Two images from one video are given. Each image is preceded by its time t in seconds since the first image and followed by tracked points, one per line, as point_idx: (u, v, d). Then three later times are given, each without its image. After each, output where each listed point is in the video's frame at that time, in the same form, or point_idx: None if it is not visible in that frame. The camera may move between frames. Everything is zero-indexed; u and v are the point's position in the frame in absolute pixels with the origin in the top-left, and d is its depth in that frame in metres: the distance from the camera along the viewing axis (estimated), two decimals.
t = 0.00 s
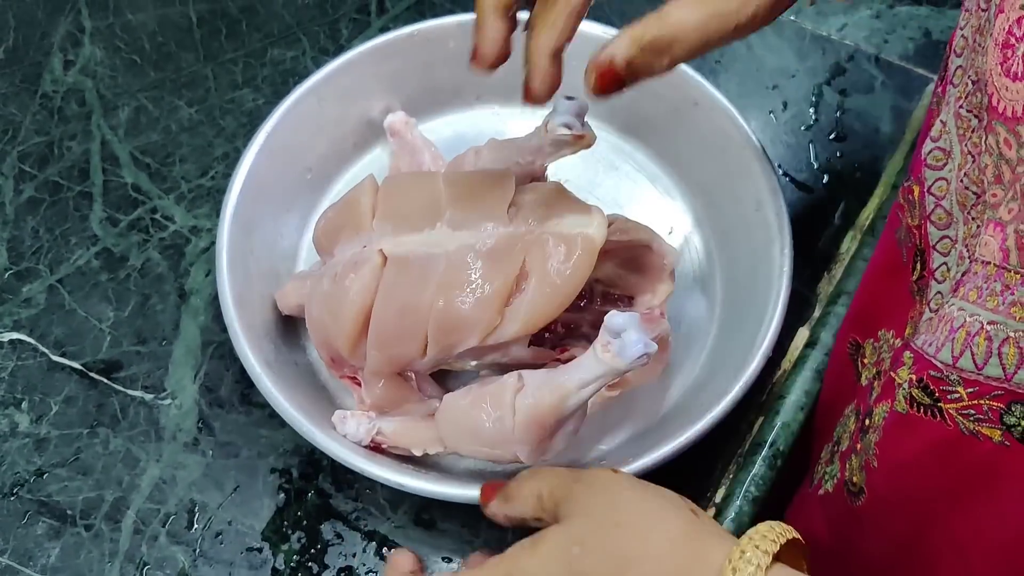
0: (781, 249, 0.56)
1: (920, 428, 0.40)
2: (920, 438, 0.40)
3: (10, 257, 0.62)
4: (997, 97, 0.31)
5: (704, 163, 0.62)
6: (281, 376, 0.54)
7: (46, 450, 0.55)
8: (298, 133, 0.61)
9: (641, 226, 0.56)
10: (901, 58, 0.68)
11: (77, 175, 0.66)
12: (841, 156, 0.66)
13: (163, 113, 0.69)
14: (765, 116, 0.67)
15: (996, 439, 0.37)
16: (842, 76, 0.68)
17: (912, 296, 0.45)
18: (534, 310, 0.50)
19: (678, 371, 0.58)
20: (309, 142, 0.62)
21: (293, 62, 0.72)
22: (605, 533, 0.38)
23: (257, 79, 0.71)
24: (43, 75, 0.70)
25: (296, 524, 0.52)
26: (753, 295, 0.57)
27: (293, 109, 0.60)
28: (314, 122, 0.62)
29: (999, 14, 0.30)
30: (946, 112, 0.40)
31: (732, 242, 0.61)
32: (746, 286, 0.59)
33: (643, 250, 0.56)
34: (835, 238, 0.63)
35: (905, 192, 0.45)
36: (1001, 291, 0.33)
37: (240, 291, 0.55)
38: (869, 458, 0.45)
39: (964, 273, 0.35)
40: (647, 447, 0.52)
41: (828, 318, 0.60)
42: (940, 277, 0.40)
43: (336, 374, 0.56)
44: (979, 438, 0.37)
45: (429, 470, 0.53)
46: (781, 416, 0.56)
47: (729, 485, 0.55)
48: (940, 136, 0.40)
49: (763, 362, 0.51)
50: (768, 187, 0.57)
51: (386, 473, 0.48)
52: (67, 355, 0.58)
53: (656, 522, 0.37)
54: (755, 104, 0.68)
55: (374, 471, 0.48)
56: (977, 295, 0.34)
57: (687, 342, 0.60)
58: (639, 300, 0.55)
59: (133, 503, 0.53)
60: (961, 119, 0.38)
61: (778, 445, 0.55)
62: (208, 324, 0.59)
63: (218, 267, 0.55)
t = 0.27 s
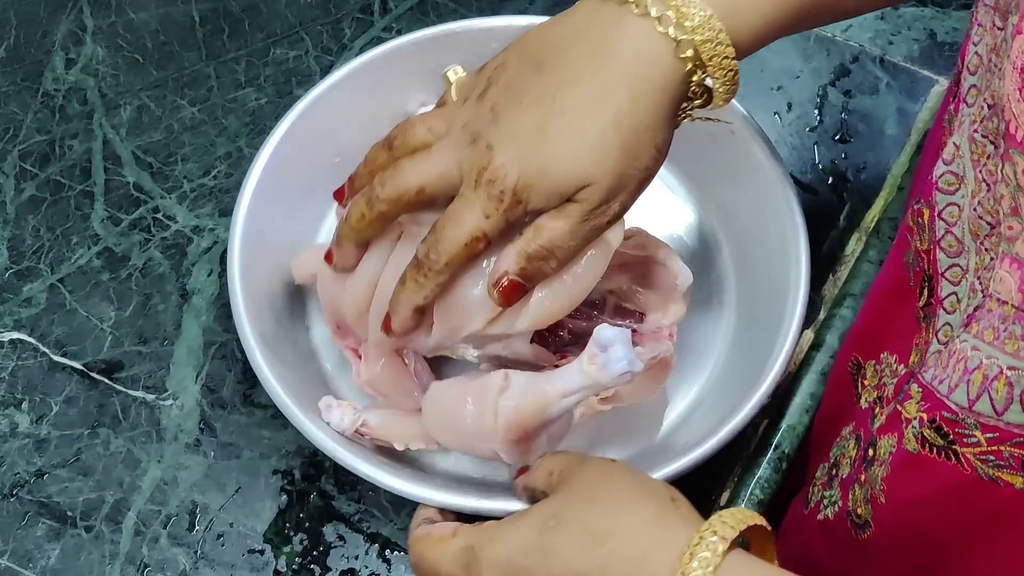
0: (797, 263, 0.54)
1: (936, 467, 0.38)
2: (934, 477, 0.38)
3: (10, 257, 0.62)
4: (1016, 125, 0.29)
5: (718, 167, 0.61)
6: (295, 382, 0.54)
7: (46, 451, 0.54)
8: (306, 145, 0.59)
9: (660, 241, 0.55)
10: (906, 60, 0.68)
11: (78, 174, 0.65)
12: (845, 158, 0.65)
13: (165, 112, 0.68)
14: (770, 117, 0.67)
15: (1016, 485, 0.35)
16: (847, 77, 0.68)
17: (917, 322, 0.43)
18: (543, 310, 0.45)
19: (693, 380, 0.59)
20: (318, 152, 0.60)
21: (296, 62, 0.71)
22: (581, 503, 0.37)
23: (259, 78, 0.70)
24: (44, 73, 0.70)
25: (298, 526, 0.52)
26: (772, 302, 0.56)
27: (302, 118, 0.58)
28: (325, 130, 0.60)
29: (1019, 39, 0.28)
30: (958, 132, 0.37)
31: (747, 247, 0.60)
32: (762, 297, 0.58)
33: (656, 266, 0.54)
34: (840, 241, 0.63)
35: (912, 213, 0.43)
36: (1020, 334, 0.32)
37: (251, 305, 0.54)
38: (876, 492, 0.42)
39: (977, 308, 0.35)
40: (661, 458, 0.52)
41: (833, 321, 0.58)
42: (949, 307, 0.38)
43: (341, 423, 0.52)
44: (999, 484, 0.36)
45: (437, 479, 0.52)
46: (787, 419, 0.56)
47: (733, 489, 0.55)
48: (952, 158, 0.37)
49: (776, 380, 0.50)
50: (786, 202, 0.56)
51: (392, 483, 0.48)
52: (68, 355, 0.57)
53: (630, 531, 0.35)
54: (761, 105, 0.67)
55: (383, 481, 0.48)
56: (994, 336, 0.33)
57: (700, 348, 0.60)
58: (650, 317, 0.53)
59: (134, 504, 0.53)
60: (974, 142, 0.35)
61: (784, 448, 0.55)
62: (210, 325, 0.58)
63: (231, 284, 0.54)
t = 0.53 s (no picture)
0: (811, 275, 0.54)
1: (932, 497, 0.38)
2: (930, 506, 0.39)
3: (10, 259, 0.61)
4: None
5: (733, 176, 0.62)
6: (307, 388, 0.54)
7: (46, 454, 0.54)
8: (316, 154, 0.61)
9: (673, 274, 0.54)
10: (907, 63, 0.68)
11: (78, 176, 0.65)
12: (847, 162, 0.65)
13: (165, 114, 0.68)
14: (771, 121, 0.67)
15: (1010, 523, 0.35)
16: (848, 81, 0.68)
17: (921, 345, 0.42)
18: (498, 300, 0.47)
19: (705, 393, 0.57)
20: (325, 160, 0.62)
21: (297, 64, 0.71)
22: (537, 536, 0.38)
23: (260, 81, 0.70)
24: (45, 75, 0.70)
25: (298, 530, 0.52)
26: (783, 309, 0.57)
27: (315, 126, 0.61)
28: (336, 137, 0.62)
29: None
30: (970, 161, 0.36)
31: (759, 255, 0.60)
32: (775, 307, 0.58)
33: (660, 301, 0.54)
34: (841, 245, 0.63)
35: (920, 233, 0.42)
36: (1017, 378, 0.31)
37: (261, 313, 0.55)
38: (879, 513, 0.43)
39: (978, 342, 0.34)
40: (673, 467, 0.52)
41: (837, 327, 0.58)
42: (951, 336, 0.37)
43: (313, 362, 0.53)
44: (994, 520, 0.36)
45: (437, 489, 0.52)
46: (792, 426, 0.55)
47: (736, 491, 0.53)
48: (962, 187, 0.36)
49: (792, 394, 0.50)
50: (800, 215, 0.56)
51: (393, 491, 0.48)
52: (68, 358, 0.57)
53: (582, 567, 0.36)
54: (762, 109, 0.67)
55: (384, 490, 0.48)
56: (993, 376, 0.32)
57: (711, 359, 0.59)
58: (646, 348, 0.53)
59: (133, 508, 0.52)
60: (985, 173, 0.34)
61: (789, 455, 0.54)
62: (210, 328, 0.58)
63: (239, 286, 0.55)
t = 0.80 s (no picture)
0: (805, 277, 0.54)
1: (965, 514, 0.38)
2: (963, 522, 0.39)
3: (8, 259, 0.62)
4: None
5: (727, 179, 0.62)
6: (302, 388, 0.54)
7: (42, 453, 0.54)
8: (314, 154, 0.62)
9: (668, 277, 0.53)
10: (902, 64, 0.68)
11: (76, 177, 0.66)
12: (841, 163, 0.65)
13: (162, 115, 0.69)
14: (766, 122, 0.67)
15: None
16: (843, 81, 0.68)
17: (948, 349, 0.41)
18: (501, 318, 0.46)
19: (699, 393, 0.58)
20: (324, 161, 0.62)
21: (294, 65, 0.71)
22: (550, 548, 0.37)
23: (257, 81, 0.70)
24: (42, 76, 0.70)
25: (293, 529, 0.52)
26: (777, 309, 0.57)
27: (314, 124, 0.61)
28: (334, 136, 0.62)
29: None
30: (997, 166, 0.35)
31: (753, 256, 0.61)
32: (769, 307, 0.58)
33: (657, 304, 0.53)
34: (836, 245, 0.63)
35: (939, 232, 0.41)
36: None
37: (257, 313, 0.55)
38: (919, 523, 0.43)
39: (1013, 357, 0.34)
40: (667, 468, 0.52)
41: (830, 327, 0.58)
42: (983, 343, 0.37)
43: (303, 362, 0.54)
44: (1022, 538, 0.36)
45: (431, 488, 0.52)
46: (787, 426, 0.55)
47: (730, 490, 0.53)
48: (989, 194, 0.35)
49: (784, 395, 0.50)
50: (794, 215, 0.56)
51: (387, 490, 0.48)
52: (64, 357, 0.57)
53: None
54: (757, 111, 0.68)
55: (377, 487, 0.47)
56: None
57: (705, 359, 0.59)
58: (639, 348, 0.54)
59: (129, 507, 0.53)
60: (1017, 182, 0.33)
61: (783, 455, 0.54)
62: (207, 328, 0.59)
63: (236, 284, 0.55)
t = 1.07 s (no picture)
0: (799, 271, 0.54)
1: None
2: None
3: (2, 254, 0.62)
4: None
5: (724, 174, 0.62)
6: (295, 381, 0.54)
7: (35, 448, 0.54)
8: (308, 147, 0.62)
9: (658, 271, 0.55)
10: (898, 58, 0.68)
11: (70, 172, 0.66)
12: (837, 157, 0.64)
13: (157, 110, 0.69)
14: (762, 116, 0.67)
15: None
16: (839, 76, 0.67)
17: None
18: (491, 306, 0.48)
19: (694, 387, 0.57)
20: (317, 156, 0.63)
21: (288, 60, 0.71)
22: None
23: (251, 77, 0.70)
24: (37, 72, 0.70)
25: (286, 523, 0.51)
26: (772, 302, 0.56)
27: (308, 118, 0.61)
28: (328, 129, 0.63)
29: None
30: None
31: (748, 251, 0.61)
32: (763, 301, 0.58)
33: (649, 297, 0.54)
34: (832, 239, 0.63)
35: None
36: None
37: (250, 305, 0.55)
38: None
39: None
40: (663, 461, 0.52)
41: (826, 320, 0.57)
42: None
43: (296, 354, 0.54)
44: None
45: (422, 481, 0.52)
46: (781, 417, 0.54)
47: (722, 484, 0.52)
48: None
49: (777, 390, 0.50)
50: (789, 211, 0.56)
51: (379, 485, 0.48)
52: (58, 352, 0.57)
53: None
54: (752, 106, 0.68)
55: (369, 482, 0.48)
56: None
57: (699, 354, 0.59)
58: (629, 343, 0.54)
59: (122, 501, 0.53)
60: None
61: (776, 448, 0.53)
62: (200, 322, 0.59)
63: (228, 275, 0.55)
